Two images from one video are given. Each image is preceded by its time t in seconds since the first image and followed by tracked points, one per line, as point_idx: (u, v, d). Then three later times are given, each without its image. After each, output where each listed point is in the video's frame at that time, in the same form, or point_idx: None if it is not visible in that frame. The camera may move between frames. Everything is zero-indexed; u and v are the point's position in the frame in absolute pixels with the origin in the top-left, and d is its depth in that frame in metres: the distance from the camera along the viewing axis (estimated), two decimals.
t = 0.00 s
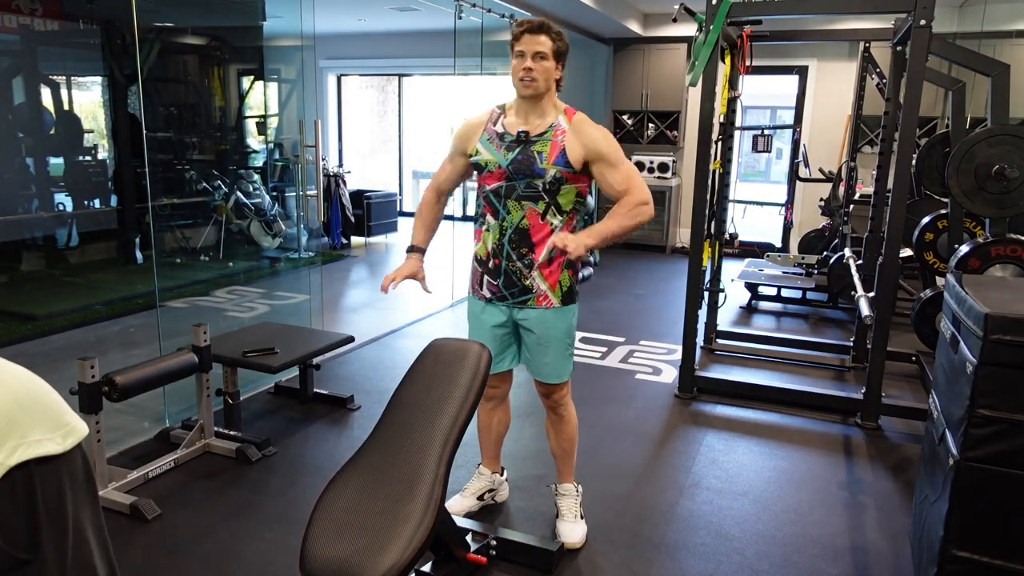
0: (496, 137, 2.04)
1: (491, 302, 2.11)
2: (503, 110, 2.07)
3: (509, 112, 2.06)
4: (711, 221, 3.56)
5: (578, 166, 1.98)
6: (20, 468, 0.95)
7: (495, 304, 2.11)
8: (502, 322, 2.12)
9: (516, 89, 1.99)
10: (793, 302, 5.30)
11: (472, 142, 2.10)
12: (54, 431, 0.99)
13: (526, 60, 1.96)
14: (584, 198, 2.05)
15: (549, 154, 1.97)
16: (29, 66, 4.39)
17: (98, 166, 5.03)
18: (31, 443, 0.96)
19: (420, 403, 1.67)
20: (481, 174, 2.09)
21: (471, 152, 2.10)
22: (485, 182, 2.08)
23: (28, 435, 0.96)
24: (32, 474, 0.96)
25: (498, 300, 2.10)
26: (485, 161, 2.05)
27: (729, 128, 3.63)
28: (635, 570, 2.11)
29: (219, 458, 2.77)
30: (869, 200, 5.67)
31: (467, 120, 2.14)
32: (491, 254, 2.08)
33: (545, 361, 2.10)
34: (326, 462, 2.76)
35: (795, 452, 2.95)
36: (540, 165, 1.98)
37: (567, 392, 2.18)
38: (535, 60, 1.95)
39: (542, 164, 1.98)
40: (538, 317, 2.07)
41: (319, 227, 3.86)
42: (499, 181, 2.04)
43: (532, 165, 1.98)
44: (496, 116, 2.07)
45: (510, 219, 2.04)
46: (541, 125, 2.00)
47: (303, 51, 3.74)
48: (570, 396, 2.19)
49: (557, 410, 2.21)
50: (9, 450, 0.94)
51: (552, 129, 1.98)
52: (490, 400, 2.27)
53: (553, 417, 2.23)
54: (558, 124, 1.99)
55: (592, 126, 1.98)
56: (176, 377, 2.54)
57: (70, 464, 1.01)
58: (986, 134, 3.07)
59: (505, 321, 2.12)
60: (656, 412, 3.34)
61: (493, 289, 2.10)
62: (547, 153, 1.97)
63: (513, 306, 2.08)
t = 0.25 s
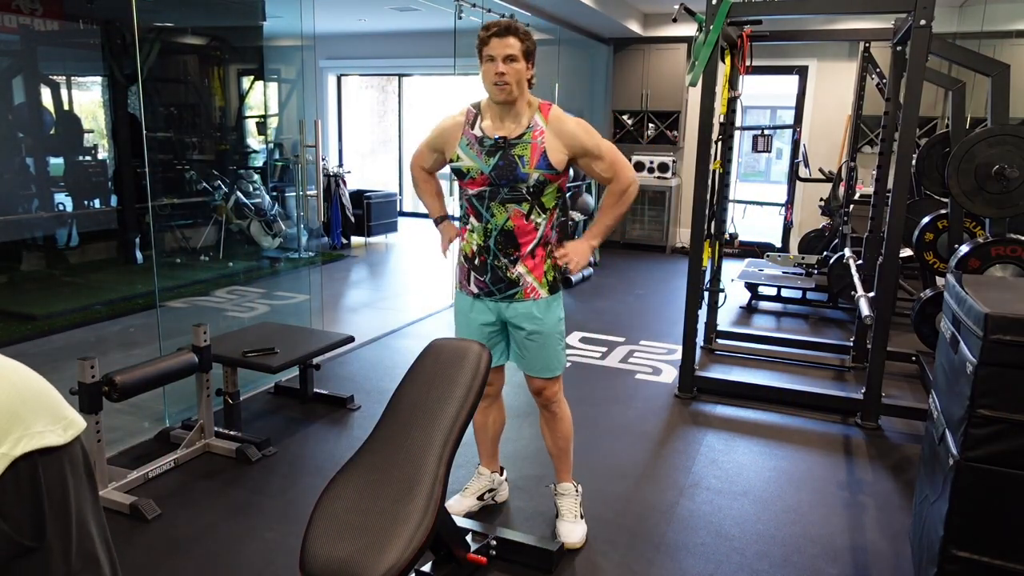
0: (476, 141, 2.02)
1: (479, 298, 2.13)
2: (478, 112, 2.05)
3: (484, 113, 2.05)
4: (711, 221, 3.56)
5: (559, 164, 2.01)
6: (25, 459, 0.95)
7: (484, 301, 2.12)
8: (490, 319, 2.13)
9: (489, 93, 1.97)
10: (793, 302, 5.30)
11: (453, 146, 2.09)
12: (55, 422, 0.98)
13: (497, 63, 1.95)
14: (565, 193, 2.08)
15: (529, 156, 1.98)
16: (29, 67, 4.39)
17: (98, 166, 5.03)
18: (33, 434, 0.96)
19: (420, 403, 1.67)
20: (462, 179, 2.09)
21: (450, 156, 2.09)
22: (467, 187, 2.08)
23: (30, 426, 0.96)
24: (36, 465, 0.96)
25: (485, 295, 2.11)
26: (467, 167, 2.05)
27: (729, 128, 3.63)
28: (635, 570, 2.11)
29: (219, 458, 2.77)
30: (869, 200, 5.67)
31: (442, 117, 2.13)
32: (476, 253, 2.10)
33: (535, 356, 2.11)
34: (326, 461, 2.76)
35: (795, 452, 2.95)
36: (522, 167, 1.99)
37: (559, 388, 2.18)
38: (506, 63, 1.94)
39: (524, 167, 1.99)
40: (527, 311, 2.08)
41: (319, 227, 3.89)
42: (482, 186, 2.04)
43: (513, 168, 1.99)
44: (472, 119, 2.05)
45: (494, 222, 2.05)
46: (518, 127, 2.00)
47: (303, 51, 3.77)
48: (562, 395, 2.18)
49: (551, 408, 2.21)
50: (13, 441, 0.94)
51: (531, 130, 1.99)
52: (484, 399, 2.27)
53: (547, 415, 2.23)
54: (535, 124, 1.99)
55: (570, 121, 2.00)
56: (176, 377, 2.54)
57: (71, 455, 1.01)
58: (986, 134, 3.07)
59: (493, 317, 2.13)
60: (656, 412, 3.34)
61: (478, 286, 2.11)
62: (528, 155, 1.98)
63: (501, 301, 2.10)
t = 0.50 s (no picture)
0: (465, 142, 2.02)
1: (479, 294, 2.14)
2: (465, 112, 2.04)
3: (471, 113, 2.03)
4: (711, 221, 3.56)
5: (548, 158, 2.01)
6: (26, 462, 0.95)
7: (483, 297, 2.14)
8: (489, 314, 2.16)
9: (474, 96, 1.95)
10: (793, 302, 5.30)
11: (443, 148, 2.08)
12: (55, 425, 0.98)
13: (479, 66, 1.93)
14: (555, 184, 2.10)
15: (519, 152, 1.99)
16: (29, 67, 4.39)
17: (97, 166, 5.03)
18: (34, 437, 0.96)
19: (420, 403, 1.67)
20: (454, 181, 2.08)
21: (440, 158, 2.09)
22: (460, 189, 2.08)
23: (30, 429, 0.96)
24: (37, 467, 0.96)
25: (485, 291, 2.13)
26: (459, 169, 2.05)
27: (729, 128, 3.63)
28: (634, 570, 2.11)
29: (218, 458, 2.77)
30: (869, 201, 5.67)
31: (425, 119, 2.11)
32: (475, 252, 2.11)
33: (535, 348, 2.15)
34: (326, 461, 2.76)
35: (795, 452, 2.95)
36: (512, 164, 2.00)
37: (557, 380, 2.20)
38: (488, 65, 1.92)
39: (514, 163, 2.00)
40: (526, 304, 2.11)
41: (319, 227, 3.88)
42: (475, 187, 2.05)
43: (504, 165, 2.00)
44: (459, 120, 2.03)
45: (490, 222, 2.07)
46: (507, 126, 1.99)
47: (303, 51, 3.79)
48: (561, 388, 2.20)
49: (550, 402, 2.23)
50: (14, 445, 0.94)
51: (519, 127, 1.99)
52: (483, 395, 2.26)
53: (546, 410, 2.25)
54: (523, 121, 1.99)
55: (555, 115, 2.00)
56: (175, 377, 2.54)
57: (70, 456, 1.02)
58: (986, 134, 3.07)
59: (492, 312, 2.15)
60: (656, 412, 3.34)
61: (477, 283, 2.13)
62: (517, 152, 1.99)
63: (500, 295, 2.11)
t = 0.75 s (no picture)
0: (470, 135, 2.04)
1: (481, 296, 2.15)
2: (472, 107, 2.06)
3: (478, 108, 2.06)
4: (711, 221, 3.56)
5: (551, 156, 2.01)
6: (25, 463, 0.95)
7: (486, 297, 2.14)
8: (491, 315, 2.16)
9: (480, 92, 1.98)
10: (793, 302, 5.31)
11: (448, 141, 2.10)
12: (55, 426, 0.98)
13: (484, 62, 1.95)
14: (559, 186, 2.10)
15: (522, 148, 2.00)
16: (29, 67, 4.38)
17: (97, 166, 5.03)
18: (33, 438, 0.96)
19: (420, 402, 1.67)
20: (458, 174, 2.10)
21: (447, 151, 2.11)
22: (463, 183, 2.09)
23: (30, 430, 0.96)
24: (37, 469, 0.96)
25: (488, 293, 2.13)
26: (462, 162, 2.06)
27: (729, 128, 3.63)
28: (634, 570, 2.11)
29: (218, 458, 2.77)
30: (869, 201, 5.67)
31: (436, 113, 2.14)
32: (478, 252, 2.12)
33: (536, 351, 2.16)
34: (326, 461, 2.76)
35: (795, 452, 2.94)
36: (515, 160, 2.00)
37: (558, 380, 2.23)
38: (492, 62, 1.94)
39: (517, 159, 2.00)
40: (529, 307, 2.12)
41: (319, 227, 3.87)
42: (478, 181, 2.06)
43: (507, 160, 2.01)
44: (466, 114, 2.06)
45: (492, 218, 2.07)
46: (511, 122, 2.01)
47: (302, 50, 3.77)
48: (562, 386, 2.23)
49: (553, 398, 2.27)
50: (14, 446, 0.94)
51: (523, 123, 2.00)
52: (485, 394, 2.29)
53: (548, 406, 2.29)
54: (528, 118, 2.01)
55: (560, 114, 2.01)
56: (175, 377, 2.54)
57: (70, 456, 1.02)
58: (986, 134, 3.07)
59: (495, 313, 2.15)
60: (656, 412, 3.34)
61: (481, 283, 2.14)
62: (520, 148, 2.00)
63: (503, 297, 2.12)
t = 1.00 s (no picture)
0: (489, 132, 2.06)
1: (495, 294, 2.15)
2: (494, 104, 2.09)
3: (498, 106, 2.09)
4: (711, 221, 3.56)
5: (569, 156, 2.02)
6: (23, 462, 0.95)
7: (499, 296, 2.15)
8: (502, 315, 2.16)
9: (501, 90, 2.01)
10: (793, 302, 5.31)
11: (467, 138, 2.13)
12: (55, 423, 0.99)
13: (504, 62, 1.98)
14: (576, 187, 2.09)
15: (540, 146, 2.01)
16: (29, 67, 4.38)
17: (98, 166, 5.03)
18: (31, 437, 0.96)
19: (420, 402, 1.67)
20: (475, 170, 2.12)
21: (465, 148, 2.13)
22: (480, 179, 2.11)
23: (27, 429, 0.96)
24: (35, 467, 0.96)
25: (501, 292, 2.14)
26: (480, 158, 2.08)
27: (729, 128, 3.63)
28: (634, 570, 2.11)
29: (218, 458, 2.77)
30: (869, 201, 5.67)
31: (459, 110, 2.17)
32: (492, 249, 2.13)
33: (546, 353, 2.16)
34: (326, 461, 2.76)
35: (795, 452, 2.95)
36: (532, 158, 2.02)
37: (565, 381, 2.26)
38: (511, 62, 1.97)
39: (534, 156, 2.01)
40: (541, 308, 2.12)
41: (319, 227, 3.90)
42: (494, 178, 2.07)
43: (524, 158, 2.02)
44: (487, 111, 2.09)
45: (507, 215, 2.08)
46: (530, 120, 2.02)
47: (303, 51, 3.79)
48: (567, 385, 2.27)
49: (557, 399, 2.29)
50: (11, 445, 0.94)
51: (542, 121, 2.02)
52: (490, 394, 2.30)
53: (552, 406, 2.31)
54: (547, 117, 2.02)
55: (578, 113, 2.01)
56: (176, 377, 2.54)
57: (70, 455, 1.02)
58: (986, 134, 3.07)
59: (506, 313, 2.16)
60: (656, 412, 3.34)
61: (495, 282, 2.14)
62: (538, 146, 2.01)
63: (517, 297, 2.12)
